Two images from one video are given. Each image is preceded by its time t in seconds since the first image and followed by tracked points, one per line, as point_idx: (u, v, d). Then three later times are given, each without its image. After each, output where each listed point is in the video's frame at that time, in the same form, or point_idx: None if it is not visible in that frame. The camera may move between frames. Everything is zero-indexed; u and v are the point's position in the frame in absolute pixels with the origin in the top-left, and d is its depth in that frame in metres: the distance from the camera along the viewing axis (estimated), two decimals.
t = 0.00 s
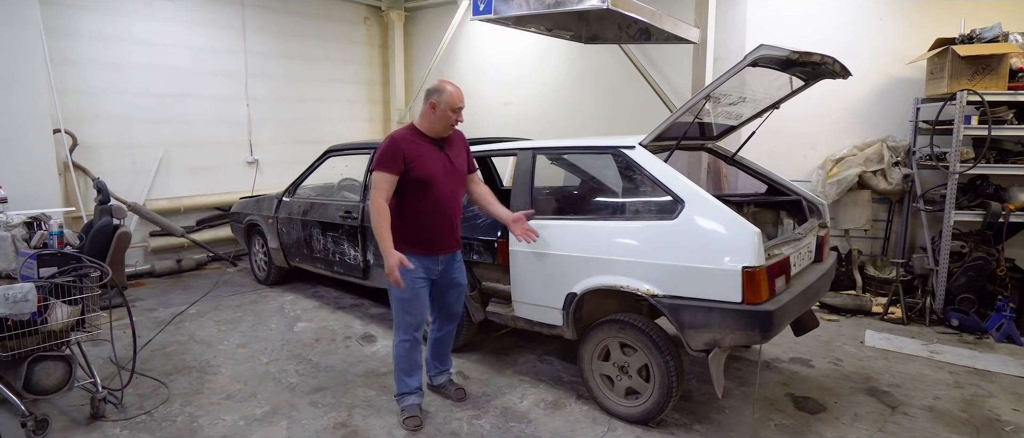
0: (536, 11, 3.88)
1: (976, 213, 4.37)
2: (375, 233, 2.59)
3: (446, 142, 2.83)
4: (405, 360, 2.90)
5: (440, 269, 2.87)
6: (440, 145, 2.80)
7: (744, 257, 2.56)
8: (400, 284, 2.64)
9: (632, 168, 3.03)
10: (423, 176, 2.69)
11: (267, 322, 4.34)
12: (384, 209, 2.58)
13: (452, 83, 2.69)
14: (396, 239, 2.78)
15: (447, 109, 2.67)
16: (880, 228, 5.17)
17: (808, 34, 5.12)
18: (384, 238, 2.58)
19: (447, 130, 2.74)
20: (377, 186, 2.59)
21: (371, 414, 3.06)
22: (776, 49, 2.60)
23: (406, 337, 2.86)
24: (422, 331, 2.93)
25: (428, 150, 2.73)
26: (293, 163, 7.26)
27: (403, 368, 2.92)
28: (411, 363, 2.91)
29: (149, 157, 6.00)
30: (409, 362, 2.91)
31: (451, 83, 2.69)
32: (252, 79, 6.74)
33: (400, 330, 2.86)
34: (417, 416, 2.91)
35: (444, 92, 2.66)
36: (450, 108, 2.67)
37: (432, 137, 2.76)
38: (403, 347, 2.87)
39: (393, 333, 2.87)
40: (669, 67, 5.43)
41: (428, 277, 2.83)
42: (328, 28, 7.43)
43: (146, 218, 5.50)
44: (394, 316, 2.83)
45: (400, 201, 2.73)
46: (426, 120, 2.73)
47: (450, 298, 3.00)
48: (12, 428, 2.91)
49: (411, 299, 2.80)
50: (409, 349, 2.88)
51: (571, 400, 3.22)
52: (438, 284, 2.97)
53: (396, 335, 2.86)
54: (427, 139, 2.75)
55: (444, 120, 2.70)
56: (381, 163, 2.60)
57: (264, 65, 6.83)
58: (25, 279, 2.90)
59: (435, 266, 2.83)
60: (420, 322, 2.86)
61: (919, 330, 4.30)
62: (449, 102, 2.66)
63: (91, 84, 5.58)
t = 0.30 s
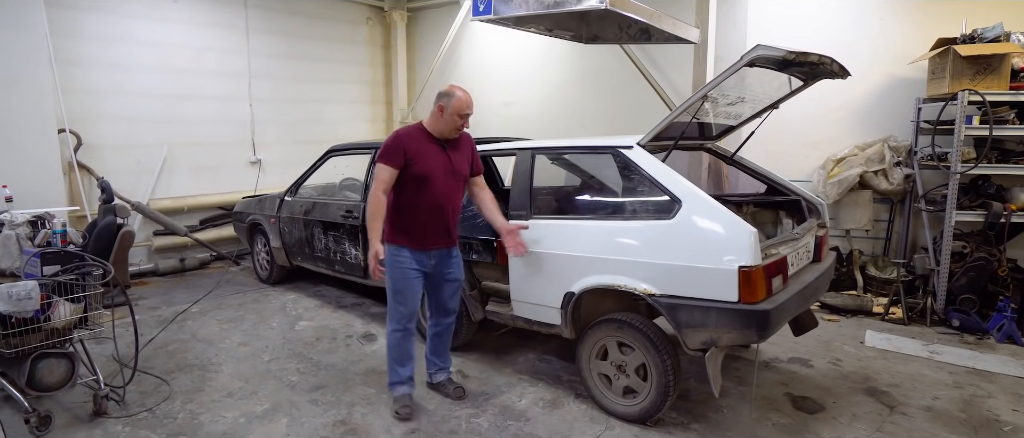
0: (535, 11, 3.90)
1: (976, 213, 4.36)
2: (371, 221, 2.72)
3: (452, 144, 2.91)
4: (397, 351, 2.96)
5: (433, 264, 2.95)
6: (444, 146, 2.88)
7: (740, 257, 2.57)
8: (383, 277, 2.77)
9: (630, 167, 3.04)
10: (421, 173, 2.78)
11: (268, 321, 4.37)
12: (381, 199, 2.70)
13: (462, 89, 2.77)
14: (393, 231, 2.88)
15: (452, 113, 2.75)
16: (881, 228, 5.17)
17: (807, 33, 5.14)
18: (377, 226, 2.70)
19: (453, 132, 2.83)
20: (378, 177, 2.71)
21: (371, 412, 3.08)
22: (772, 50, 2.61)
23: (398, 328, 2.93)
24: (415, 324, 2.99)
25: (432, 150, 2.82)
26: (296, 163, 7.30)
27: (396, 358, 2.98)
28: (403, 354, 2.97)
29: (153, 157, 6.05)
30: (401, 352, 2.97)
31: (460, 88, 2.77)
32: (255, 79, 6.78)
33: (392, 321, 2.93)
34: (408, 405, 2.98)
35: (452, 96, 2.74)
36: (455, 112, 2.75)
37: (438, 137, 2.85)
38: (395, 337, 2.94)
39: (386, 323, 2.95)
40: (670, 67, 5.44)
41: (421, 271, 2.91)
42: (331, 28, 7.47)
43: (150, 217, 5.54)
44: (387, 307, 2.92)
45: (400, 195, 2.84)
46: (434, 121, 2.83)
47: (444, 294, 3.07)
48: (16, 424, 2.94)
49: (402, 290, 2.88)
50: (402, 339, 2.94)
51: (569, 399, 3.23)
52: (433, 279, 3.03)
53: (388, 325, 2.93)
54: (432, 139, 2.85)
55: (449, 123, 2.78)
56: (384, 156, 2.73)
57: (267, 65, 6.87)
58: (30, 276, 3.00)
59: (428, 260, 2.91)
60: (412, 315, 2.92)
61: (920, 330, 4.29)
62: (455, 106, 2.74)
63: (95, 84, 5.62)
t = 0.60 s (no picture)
0: (534, 12, 3.91)
1: (978, 213, 4.35)
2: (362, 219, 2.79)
3: (438, 143, 3.03)
4: (365, 339, 3.18)
5: (425, 261, 3.03)
6: (431, 145, 2.99)
7: (736, 256, 2.58)
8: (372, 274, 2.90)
9: (628, 167, 3.05)
10: (411, 172, 2.88)
11: (270, 319, 4.40)
12: (372, 198, 2.78)
13: (446, 88, 2.90)
14: (383, 228, 2.97)
15: (437, 111, 2.87)
16: (882, 228, 5.16)
17: (808, 33, 5.15)
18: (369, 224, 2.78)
19: (439, 131, 2.94)
20: (368, 176, 2.79)
21: (370, 410, 3.10)
22: (768, 50, 2.62)
23: (374, 321, 3.10)
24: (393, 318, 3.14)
25: (419, 148, 2.93)
26: (299, 163, 7.34)
27: (363, 346, 3.20)
28: (369, 342, 3.19)
29: (156, 157, 6.09)
30: (369, 341, 3.19)
31: (445, 88, 2.90)
32: (258, 78, 6.82)
33: (373, 315, 3.09)
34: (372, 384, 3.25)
35: (439, 96, 2.87)
36: (439, 110, 2.88)
37: (424, 136, 2.96)
38: (369, 329, 3.13)
39: (363, 316, 3.13)
40: (671, 67, 5.44)
41: (412, 267, 3.00)
42: (334, 29, 7.50)
43: (153, 216, 5.59)
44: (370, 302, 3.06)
45: (389, 193, 2.92)
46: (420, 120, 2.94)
47: (434, 289, 3.15)
48: (20, 421, 2.98)
49: (390, 287, 2.98)
50: (373, 331, 3.14)
51: (568, 397, 3.25)
52: (422, 274, 3.13)
53: (368, 318, 3.10)
54: (419, 138, 2.95)
55: (435, 121, 2.90)
56: (373, 156, 2.81)
57: (270, 65, 6.90)
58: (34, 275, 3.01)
59: (419, 257, 3.00)
60: (388, 310, 3.07)
61: (920, 330, 4.28)
62: (439, 104, 2.87)
63: (99, 84, 5.66)
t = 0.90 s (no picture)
0: (534, 12, 3.93)
1: (980, 213, 4.33)
2: (353, 227, 2.82)
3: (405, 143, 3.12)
4: (356, 340, 3.25)
5: (401, 259, 3.13)
6: (399, 146, 3.08)
7: (734, 255, 2.59)
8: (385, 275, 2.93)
9: (627, 166, 3.06)
10: (388, 174, 2.96)
11: (273, 317, 4.43)
12: (357, 204, 2.82)
13: (410, 90, 3.01)
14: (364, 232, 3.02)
15: (405, 114, 2.98)
16: (885, 228, 5.15)
17: (810, 33, 5.14)
18: (362, 230, 2.82)
19: (407, 131, 3.04)
20: (349, 184, 2.82)
21: (370, 407, 3.12)
22: (766, 49, 2.63)
23: (361, 320, 3.20)
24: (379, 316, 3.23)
25: (390, 150, 3.00)
26: (302, 163, 7.38)
27: (355, 346, 3.28)
28: (360, 342, 3.26)
29: (161, 157, 6.14)
30: (361, 341, 3.26)
31: (410, 90, 3.01)
32: (262, 79, 6.86)
33: (357, 314, 3.19)
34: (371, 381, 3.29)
35: (407, 98, 2.98)
36: (407, 112, 2.99)
37: (393, 138, 3.04)
38: (359, 328, 3.22)
39: (350, 317, 3.22)
40: (674, 67, 5.44)
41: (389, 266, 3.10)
42: (337, 29, 7.54)
43: (158, 215, 5.64)
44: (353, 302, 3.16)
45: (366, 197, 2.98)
46: (386, 122, 3.02)
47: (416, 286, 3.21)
48: (25, 416, 3.01)
49: (369, 287, 3.08)
50: (362, 330, 3.22)
51: (567, 396, 3.26)
52: (401, 272, 3.21)
53: (354, 319, 3.20)
54: (389, 140, 3.02)
55: (403, 123, 3.00)
56: (350, 163, 2.84)
57: (274, 66, 6.94)
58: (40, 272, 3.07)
59: (396, 255, 3.09)
60: (372, 309, 3.16)
61: (922, 331, 4.27)
62: (406, 106, 2.97)
63: (104, 84, 5.71)
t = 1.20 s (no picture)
0: (539, 11, 3.94)
1: (990, 213, 4.30)
2: (342, 228, 2.94)
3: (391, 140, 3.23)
4: (358, 335, 3.30)
5: (395, 253, 3.28)
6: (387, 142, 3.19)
7: (737, 254, 2.59)
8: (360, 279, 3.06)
9: (631, 165, 3.07)
10: (377, 172, 3.07)
11: (279, 315, 4.47)
12: (348, 204, 2.93)
13: (394, 87, 3.11)
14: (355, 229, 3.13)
15: (391, 110, 3.09)
16: (893, 228, 5.12)
17: (818, 32, 5.12)
18: (350, 231, 2.95)
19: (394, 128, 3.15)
20: (341, 185, 2.92)
21: (375, 404, 3.14)
22: (769, 49, 2.62)
23: (363, 314, 3.26)
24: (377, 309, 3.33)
25: (379, 147, 3.11)
26: (309, 162, 7.43)
27: (357, 341, 3.32)
28: (362, 336, 3.31)
29: (171, 156, 6.21)
30: (363, 335, 3.31)
31: (394, 88, 3.10)
32: (270, 79, 6.91)
33: (358, 309, 3.26)
34: (376, 378, 3.32)
35: (392, 95, 3.08)
36: (393, 109, 3.10)
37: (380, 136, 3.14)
38: (360, 323, 3.27)
39: (351, 312, 3.27)
40: (680, 67, 5.43)
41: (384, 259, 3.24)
42: (345, 29, 7.58)
43: (167, 213, 5.71)
44: (352, 296, 3.23)
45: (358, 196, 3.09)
46: (373, 120, 3.11)
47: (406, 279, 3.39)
48: (36, 411, 3.06)
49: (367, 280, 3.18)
50: (363, 324, 3.28)
51: (571, 394, 3.27)
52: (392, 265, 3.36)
53: (354, 313, 3.26)
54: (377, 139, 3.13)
55: (390, 121, 3.10)
56: (340, 164, 2.94)
57: (282, 66, 6.99)
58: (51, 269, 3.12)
59: (390, 250, 3.25)
60: (373, 301, 3.26)
61: (929, 331, 4.24)
62: (391, 103, 3.08)
63: (114, 83, 5.78)
